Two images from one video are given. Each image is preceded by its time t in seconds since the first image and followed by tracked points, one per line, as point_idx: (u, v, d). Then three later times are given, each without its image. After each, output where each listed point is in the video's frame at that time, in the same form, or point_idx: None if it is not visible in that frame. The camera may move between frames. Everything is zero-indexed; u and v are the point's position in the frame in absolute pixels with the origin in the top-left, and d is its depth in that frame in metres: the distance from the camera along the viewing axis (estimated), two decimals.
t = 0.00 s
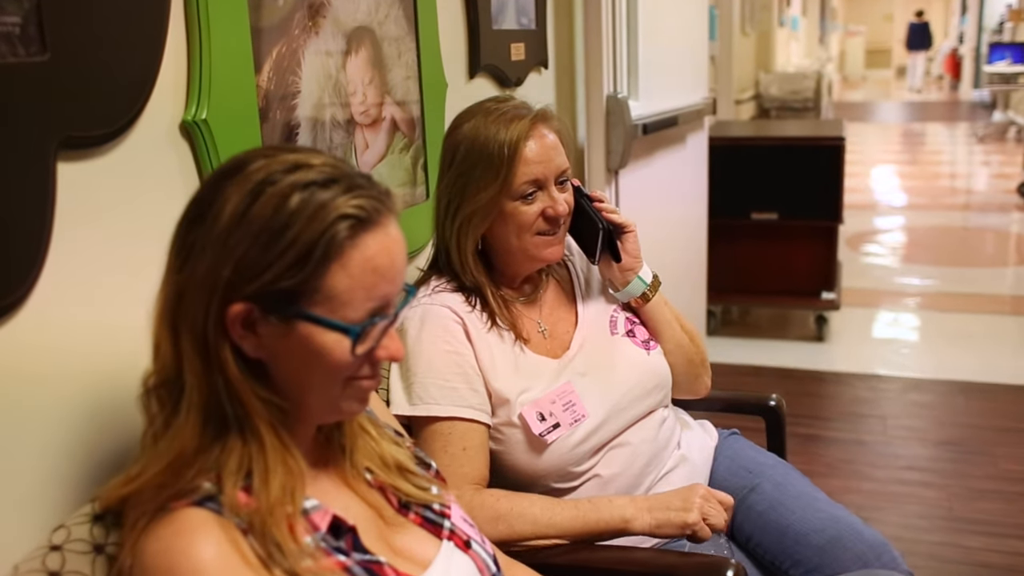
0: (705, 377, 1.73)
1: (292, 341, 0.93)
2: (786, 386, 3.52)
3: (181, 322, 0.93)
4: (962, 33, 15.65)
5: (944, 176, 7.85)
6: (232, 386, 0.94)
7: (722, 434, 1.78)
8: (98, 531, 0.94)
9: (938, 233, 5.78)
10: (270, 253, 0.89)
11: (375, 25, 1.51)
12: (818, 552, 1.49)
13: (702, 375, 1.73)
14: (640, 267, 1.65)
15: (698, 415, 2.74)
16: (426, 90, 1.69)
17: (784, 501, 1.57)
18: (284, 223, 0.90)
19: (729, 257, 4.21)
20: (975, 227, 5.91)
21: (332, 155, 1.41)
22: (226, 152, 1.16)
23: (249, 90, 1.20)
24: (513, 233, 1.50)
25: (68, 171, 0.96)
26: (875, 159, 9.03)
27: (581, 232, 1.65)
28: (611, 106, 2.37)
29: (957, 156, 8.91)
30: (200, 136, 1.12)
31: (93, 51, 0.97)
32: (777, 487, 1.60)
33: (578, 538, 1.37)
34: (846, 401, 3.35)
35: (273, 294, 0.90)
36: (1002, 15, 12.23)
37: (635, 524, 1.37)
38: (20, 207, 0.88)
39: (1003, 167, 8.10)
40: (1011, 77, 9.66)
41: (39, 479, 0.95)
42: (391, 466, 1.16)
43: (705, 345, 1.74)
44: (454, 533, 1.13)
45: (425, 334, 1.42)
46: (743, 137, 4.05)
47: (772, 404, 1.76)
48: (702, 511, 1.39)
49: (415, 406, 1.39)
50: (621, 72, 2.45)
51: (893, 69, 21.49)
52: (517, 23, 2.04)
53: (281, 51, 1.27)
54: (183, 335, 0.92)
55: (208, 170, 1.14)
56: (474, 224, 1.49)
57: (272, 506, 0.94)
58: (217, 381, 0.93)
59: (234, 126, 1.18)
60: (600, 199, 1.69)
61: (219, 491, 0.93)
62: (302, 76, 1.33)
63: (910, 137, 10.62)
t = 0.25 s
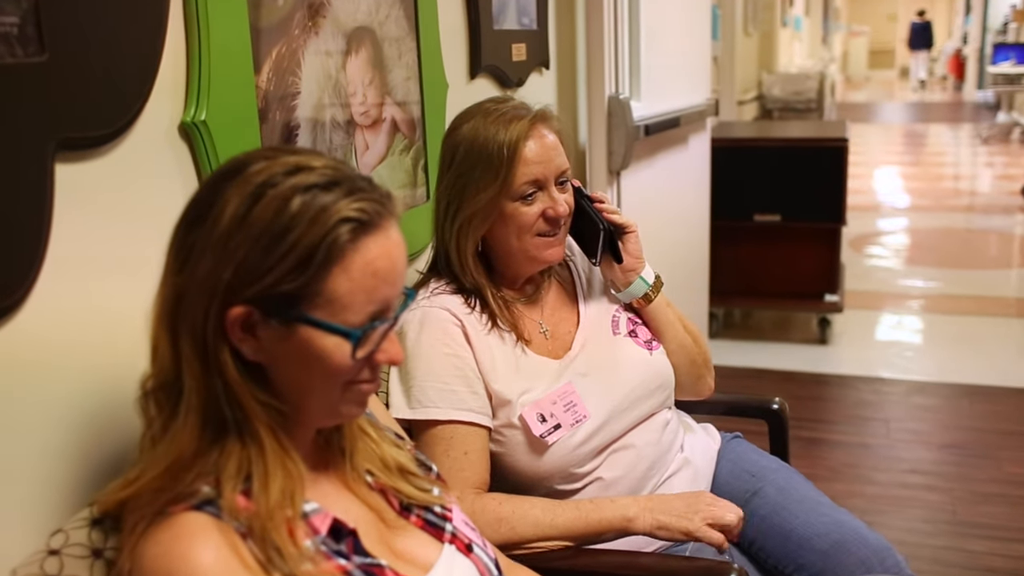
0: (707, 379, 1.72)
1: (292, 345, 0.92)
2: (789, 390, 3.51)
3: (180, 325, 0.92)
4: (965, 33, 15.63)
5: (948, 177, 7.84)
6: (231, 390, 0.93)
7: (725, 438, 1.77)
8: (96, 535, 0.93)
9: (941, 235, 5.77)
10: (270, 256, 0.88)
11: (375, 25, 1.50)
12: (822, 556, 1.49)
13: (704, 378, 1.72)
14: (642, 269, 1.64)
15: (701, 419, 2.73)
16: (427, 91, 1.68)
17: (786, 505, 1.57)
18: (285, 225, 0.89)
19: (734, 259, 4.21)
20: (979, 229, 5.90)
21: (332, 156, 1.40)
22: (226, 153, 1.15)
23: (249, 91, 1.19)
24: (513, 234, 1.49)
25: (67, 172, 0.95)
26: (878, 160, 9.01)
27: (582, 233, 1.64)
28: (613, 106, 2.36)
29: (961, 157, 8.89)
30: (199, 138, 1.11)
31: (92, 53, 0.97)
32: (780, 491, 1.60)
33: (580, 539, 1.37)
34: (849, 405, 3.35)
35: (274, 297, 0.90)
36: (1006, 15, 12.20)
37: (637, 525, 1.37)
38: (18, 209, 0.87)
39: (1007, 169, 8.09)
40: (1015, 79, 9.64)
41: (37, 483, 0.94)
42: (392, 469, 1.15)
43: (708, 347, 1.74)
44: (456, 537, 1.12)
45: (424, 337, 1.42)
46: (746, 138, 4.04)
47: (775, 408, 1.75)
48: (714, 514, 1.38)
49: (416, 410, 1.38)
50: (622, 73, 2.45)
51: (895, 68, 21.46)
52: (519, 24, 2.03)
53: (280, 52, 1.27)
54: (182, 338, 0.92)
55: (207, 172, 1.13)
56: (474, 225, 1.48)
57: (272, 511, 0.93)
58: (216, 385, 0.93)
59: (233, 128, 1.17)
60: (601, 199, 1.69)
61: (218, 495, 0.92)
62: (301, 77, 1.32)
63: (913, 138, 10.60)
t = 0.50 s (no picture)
0: (709, 382, 1.72)
1: (292, 346, 0.91)
2: (792, 392, 3.50)
3: (180, 326, 0.91)
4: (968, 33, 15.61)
5: (952, 178, 7.82)
6: (230, 392, 0.92)
7: (727, 440, 1.77)
8: (94, 538, 0.92)
9: (945, 235, 5.76)
10: (271, 257, 0.88)
11: (375, 25, 1.50)
12: (824, 560, 1.49)
13: (706, 379, 1.71)
14: (643, 269, 1.63)
15: (704, 422, 2.73)
16: (427, 90, 1.67)
17: (788, 508, 1.57)
18: (285, 226, 0.88)
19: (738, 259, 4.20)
20: (983, 230, 5.89)
21: (332, 157, 1.39)
22: (224, 153, 1.14)
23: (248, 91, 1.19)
24: (512, 232, 1.49)
25: (64, 173, 0.95)
26: (881, 160, 8.99)
27: (582, 234, 1.63)
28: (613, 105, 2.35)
29: (965, 157, 8.87)
30: (197, 138, 1.11)
31: (89, 53, 0.96)
32: (782, 494, 1.60)
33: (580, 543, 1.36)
34: (852, 407, 3.34)
35: (273, 298, 0.89)
36: (1010, 15, 12.18)
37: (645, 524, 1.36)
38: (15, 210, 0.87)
39: (1011, 169, 8.07)
40: (1019, 79, 9.62)
41: (34, 486, 0.94)
42: (392, 470, 1.14)
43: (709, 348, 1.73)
44: (457, 539, 1.12)
45: (423, 341, 1.41)
46: (749, 138, 4.03)
47: (778, 410, 1.74)
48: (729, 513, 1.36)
49: (416, 413, 1.38)
50: (624, 72, 2.44)
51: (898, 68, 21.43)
52: (520, 23, 2.02)
53: (280, 52, 1.26)
54: (181, 339, 0.91)
55: (205, 173, 1.13)
56: (472, 224, 1.48)
57: (270, 513, 0.92)
58: (216, 387, 0.92)
59: (233, 127, 1.16)
60: (601, 199, 1.68)
61: (216, 498, 0.92)
62: (300, 77, 1.31)
63: (917, 138, 10.58)
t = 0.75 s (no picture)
0: (710, 383, 1.71)
1: (291, 347, 0.90)
2: (794, 393, 3.49)
3: (179, 327, 0.90)
4: (971, 32, 15.59)
5: (955, 178, 7.80)
6: (229, 393, 0.92)
7: (728, 442, 1.76)
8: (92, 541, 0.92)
9: (948, 236, 5.75)
10: (271, 258, 0.87)
11: (374, 23, 1.49)
12: (826, 563, 1.49)
13: (708, 380, 1.71)
14: (645, 268, 1.62)
15: (706, 424, 2.72)
16: (427, 89, 1.67)
17: (790, 510, 1.56)
18: (286, 226, 0.87)
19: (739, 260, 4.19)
20: (987, 231, 5.87)
21: (331, 156, 1.38)
22: (223, 153, 1.14)
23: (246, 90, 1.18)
24: (513, 232, 1.48)
25: (61, 173, 0.94)
26: (885, 160, 8.98)
27: (584, 233, 1.62)
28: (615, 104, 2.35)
29: (969, 158, 8.85)
30: (195, 137, 1.10)
31: (86, 51, 0.95)
32: (783, 497, 1.59)
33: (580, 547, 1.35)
34: (855, 409, 3.33)
35: (274, 299, 0.88)
36: (1013, 14, 12.15)
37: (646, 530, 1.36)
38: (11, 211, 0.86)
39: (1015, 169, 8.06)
40: None
41: (32, 488, 0.93)
42: (392, 471, 1.14)
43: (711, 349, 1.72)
44: (457, 540, 1.11)
45: (424, 340, 1.40)
46: (751, 137, 4.02)
47: (780, 412, 1.74)
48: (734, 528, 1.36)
49: (416, 413, 1.37)
50: (625, 72, 2.43)
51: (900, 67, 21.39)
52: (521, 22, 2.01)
53: (279, 50, 1.25)
54: (180, 340, 0.90)
55: (203, 173, 1.12)
56: (473, 224, 1.47)
57: (268, 515, 0.92)
58: (215, 388, 0.91)
59: (231, 127, 1.15)
60: (603, 197, 1.67)
61: (214, 499, 0.91)
62: (299, 76, 1.30)
63: (920, 138, 10.56)
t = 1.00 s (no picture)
0: (712, 385, 1.70)
1: (291, 349, 0.90)
2: (797, 394, 3.48)
3: (177, 328, 0.89)
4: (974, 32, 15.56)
5: (960, 177, 7.78)
6: (227, 395, 0.91)
7: (730, 443, 1.75)
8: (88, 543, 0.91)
9: (953, 235, 5.74)
10: (270, 259, 0.86)
11: (374, 22, 1.48)
12: (827, 564, 1.47)
13: (710, 382, 1.70)
14: (646, 269, 1.61)
15: (709, 424, 2.71)
16: (427, 88, 1.66)
17: (793, 511, 1.55)
18: (286, 227, 0.87)
19: (742, 260, 4.18)
20: (992, 230, 5.85)
21: (330, 155, 1.38)
22: (221, 152, 1.13)
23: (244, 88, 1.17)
24: (515, 232, 1.47)
25: (58, 172, 0.93)
26: (889, 160, 8.96)
27: (584, 233, 1.61)
28: (616, 105, 2.34)
29: (975, 157, 8.83)
30: (193, 135, 1.09)
31: (84, 50, 0.94)
32: (786, 498, 1.58)
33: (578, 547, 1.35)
34: (859, 410, 3.31)
35: (273, 300, 0.87)
36: (1018, 13, 12.13)
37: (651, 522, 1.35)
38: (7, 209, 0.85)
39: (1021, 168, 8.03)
40: None
41: (28, 489, 0.92)
42: (391, 472, 1.13)
43: (713, 351, 1.71)
44: (456, 542, 1.10)
45: (424, 341, 1.39)
46: (754, 137, 4.01)
47: (783, 413, 1.73)
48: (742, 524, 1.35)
49: (416, 415, 1.36)
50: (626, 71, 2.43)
51: (903, 67, 21.37)
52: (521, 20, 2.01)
53: (277, 48, 1.25)
54: (178, 341, 0.89)
55: (201, 172, 1.11)
56: (474, 223, 1.46)
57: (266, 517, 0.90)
58: (213, 389, 0.90)
59: (229, 124, 1.15)
60: (604, 198, 1.66)
61: (212, 501, 0.90)
62: (298, 74, 1.30)
63: (925, 137, 10.54)
